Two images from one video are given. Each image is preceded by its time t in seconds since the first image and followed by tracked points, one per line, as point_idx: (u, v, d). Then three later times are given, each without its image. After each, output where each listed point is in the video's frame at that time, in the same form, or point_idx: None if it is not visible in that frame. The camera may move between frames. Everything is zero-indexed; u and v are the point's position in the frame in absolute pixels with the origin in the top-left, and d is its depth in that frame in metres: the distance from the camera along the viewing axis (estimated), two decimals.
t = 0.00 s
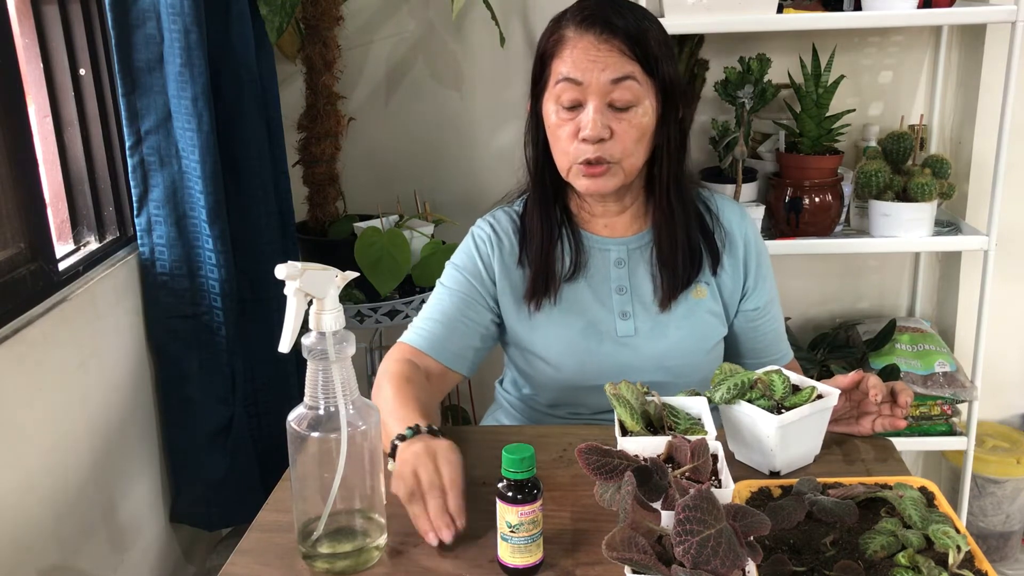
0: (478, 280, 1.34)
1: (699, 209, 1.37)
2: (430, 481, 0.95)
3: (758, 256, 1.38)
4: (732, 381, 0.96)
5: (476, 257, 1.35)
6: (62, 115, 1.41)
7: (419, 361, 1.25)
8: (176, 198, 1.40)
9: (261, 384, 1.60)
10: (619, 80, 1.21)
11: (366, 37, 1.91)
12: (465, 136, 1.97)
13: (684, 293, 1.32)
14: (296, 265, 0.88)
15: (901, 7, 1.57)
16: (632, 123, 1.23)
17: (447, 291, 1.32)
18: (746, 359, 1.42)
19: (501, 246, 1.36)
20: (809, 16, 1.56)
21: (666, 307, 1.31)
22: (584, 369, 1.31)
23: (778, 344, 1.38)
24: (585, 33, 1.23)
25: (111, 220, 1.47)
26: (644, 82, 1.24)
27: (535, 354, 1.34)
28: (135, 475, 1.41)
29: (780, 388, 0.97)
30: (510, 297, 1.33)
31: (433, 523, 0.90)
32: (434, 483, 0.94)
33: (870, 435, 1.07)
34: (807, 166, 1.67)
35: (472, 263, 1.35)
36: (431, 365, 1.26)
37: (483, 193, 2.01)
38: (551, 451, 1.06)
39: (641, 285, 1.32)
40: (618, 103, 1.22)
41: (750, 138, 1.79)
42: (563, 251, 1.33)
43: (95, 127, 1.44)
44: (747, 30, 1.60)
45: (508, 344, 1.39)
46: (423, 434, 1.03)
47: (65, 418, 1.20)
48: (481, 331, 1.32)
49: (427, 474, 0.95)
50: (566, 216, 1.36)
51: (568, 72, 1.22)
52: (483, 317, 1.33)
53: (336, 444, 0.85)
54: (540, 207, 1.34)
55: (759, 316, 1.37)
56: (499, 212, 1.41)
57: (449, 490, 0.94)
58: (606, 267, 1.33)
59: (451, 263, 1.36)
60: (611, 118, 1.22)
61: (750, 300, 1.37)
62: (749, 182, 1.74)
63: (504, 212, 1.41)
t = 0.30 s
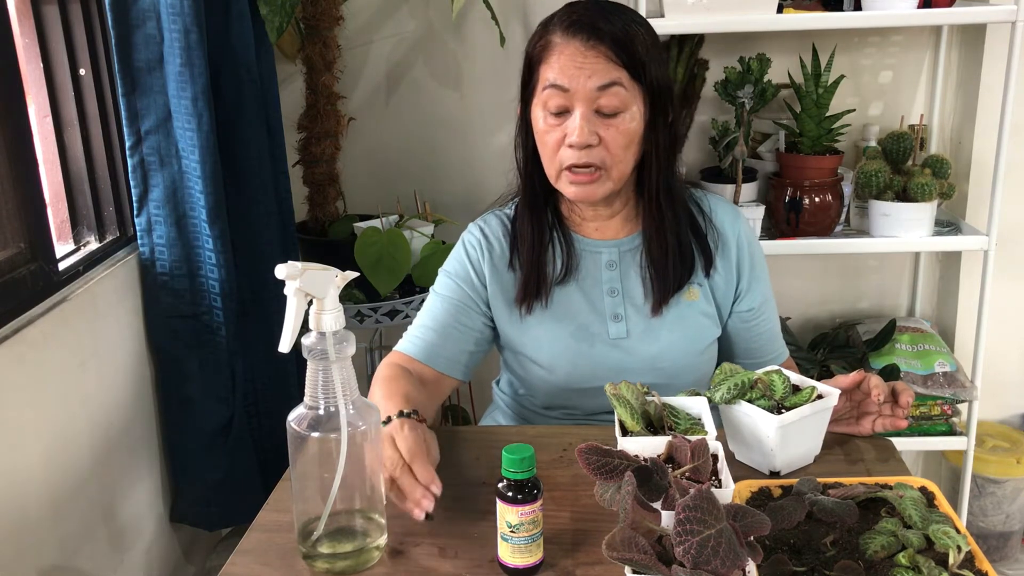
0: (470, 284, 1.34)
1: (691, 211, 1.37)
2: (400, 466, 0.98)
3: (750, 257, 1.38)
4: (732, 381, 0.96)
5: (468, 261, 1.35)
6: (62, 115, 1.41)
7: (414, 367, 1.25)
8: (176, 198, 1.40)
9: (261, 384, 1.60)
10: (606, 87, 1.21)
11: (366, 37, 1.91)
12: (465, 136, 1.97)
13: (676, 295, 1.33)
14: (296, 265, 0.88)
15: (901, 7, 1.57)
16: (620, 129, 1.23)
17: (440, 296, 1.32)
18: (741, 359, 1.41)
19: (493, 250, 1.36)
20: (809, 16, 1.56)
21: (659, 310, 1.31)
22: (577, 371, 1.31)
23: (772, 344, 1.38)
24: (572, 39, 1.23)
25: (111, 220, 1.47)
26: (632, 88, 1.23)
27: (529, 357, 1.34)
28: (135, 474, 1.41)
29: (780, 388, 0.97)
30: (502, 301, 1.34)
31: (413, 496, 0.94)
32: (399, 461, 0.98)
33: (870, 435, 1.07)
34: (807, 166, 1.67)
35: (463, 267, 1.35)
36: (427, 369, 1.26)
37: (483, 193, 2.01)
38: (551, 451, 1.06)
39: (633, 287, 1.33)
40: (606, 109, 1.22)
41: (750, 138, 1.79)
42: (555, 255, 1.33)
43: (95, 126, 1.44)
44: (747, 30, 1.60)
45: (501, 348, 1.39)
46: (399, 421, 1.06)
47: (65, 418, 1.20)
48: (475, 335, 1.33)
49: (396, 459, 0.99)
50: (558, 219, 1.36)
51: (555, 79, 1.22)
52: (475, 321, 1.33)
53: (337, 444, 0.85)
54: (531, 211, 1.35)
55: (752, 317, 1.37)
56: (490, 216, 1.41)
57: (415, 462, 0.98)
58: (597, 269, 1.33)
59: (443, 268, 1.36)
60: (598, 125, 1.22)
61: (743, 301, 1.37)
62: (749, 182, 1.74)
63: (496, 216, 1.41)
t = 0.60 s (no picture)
0: (470, 285, 1.34)
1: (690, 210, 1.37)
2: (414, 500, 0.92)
3: (749, 256, 1.38)
4: (732, 381, 0.96)
5: (467, 262, 1.35)
6: (62, 114, 1.41)
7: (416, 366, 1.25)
8: (176, 198, 1.40)
9: (261, 384, 1.60)
10: (606, 83, 1.21)
11: (366, 37, 1.91)
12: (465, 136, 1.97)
13: (675, 295, 1.33)
14: (296, 265, 0.88)
15: (901, 7, 1.57)
16: (621, 125, 1.23)
17: (439, 296, 1.32)
18: (740, 358, 1.41)
19: (492, 251, 1.36)
20: (809, 16, 1.56)
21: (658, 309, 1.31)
22: (576, 371, 1.31)
23: (771, 343, 1.38)
24: (570, 37, 1.23)
25: (111, 220, 1.47)
26: (631, 84, 1.24)
27: (529, 358, 1.34)
28: (135, 474, 1.41)
29: (780, 389, 0.97)
30: (502, 302, 1.33)
31: (407, 543, 0.88)
32: (416, 502, 0.92)
33: (870, 435, 1.07)
34: (807, 166, 1.67)
35: (463, 268, 1.35)
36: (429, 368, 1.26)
37: (483, 193, 2.01)
38: (551, 451, 1.06)
39: (632, 287, 1.33)
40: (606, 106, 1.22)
41: (750, 138, 1.79)
42: (554, 255, 1.33)
43: (95, 126, 1.44)
44: (747, 30, 1.60)
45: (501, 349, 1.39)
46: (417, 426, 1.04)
47: (65, 417, 1.20)
48: (475, 335, 1.33)
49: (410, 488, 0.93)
50: (557, 220, 1.36)
51: (554, 78, 1.22)
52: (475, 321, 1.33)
53: (336, 444, 0.85)
54: (530, 212, 1.35)
55: (752, 316, 1.37)
56: (490, 217, 1.41)
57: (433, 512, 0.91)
58: (597, 270, 1.33)
59: (443, 269, 1.36)
60: (599, 122, 1.22)
61: (742, 300, 1.37)
62: (749, 182, 1.73)
63: (495, 217, 1.41)
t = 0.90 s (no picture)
0: (473, 282, 1.34)
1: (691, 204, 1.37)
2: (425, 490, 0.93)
3: (750, 248, 1.38)
4: (732, 381, 0.96)
5: (470, 259, 1.35)
6: (62, 115, 1.41)
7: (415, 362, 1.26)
8: (176, 198, 1.40)
9: (261, 384, 1.60)
10: (614, 73, 1.22)
11: (366, 37, 1.91)
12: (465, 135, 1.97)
13: (679, 288, 1.32)
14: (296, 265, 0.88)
15: (901, 7, 1.57)
16: (629, 114, 1.23)
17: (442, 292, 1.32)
18: (741, 352, 1.41)
19: (495, 248, 1.35)
20: (809, 17, 1.56)
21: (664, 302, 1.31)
22: (582, 366, 1.31)
23: (773, 337, 1.38)
24: (576, 29, 1.24)
25: (111, 220, 1.47)
26: (638, 75, 1.24)
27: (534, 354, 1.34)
28: (135, 474, 1.41)
29: (780, 389, 0.97)
30: (506, 298, 1.33)
31: (415, 533, 0.89)
32: (427, 494, 0.93)
33: (870, 435, 1.07)
34: (806, 166, 1.67)
35: (466, 265, 1.35)
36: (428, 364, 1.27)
37: (483, 193, 2.01)
38: (551, 451, 1.06)
39: (637, 282, 1.32)
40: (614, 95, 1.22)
41: (750, 138, 1.79)
42: (559, 251, 1.33)
43: (95, 126, 1.44)
44: (747, 30, 1.60)
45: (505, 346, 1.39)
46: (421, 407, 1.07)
47: (65, 417, 1.20)
48: (478, 330, 1.33)
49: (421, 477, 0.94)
50: (560, 216, 1.36)
51: (562, 69, 1.22)
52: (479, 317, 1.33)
53: (336, 444, 0.85)
54: (533, 208, 1.35)
55: (753, 308, 1.37)
56: (493, 215, 1.41)
57: (443, 504, 0.92)
58: (601, 265, 1.33)
59: (446, 266, 1.36)
60: (608, 111, 1.22)
61: (743, 292, 1.37)
62: (749, 182, 1.73)
63: (498, 215, 1.41)
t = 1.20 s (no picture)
0: (475, 263, 1.34)
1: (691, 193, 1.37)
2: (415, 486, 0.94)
3: (749, 237, 1.38)
4: (732, 381, 0.96)
5: (473, 241, 1.35)
6: (62, 115, 1.41)
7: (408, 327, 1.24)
8: (176, 198, 1.40)
9: (260, 384, 1.60)
10: (605, 71, 1.22)
11: (366, 37, 1.91)
12: (465, 134, 1.97)
13: (679, 273, 1.33)
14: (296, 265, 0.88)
15: (901, 7, 1.57)
16: (621, 111, 1.23)
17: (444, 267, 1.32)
18: (739, 341, 1.41)
19: (498, 230, 1.36)
20: (810, 17, 1.56)
21: (664, 286, 1.31)
22: (582, 350, 1.31)
23: (773, 330, 1.37)
24: (570, 27, 1.23)
25: (111, 220, 1.47)
26: (631, 72, 1.25)
27: (535, 340, 1.33)
28: (135, 474, 1.41)
29: (780, 388, 0.97)
30: (508, 281, 1.33)
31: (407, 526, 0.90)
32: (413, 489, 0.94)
33: (870, 435, 1.07)
34: (806, 166, 1.67)
35: (468, 246, 1.35)
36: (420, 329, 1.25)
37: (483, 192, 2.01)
38: (551, 451, 1.06)
39: (637, 266, 1.33)
40: (606, 93, 1.23)
41: (750, 138, 1.79)
42: (561, 235, 1.34)
43: (95, 126, 1.44)
44: (747, 30, 1.60)
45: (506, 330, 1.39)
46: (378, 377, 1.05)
47: (65, 417, 1.20)
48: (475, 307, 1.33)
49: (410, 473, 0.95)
50: (562, 203, 1.37)
51: (556, 67, 1.23)
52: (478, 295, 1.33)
53: (336, 444, 0.85)
54: (536, 193, 1.35)
55: (752, 295, 1.37)
56: (497, 202, 1.42)
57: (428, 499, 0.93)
58: (602, 250, 1.33)
59: (448, 245, 1.36)
60: (600, 108, 1.23)
61: (742, 278, 1.37)
62: (749, 182, 1.73)
63: (501, 202, 1.42)
